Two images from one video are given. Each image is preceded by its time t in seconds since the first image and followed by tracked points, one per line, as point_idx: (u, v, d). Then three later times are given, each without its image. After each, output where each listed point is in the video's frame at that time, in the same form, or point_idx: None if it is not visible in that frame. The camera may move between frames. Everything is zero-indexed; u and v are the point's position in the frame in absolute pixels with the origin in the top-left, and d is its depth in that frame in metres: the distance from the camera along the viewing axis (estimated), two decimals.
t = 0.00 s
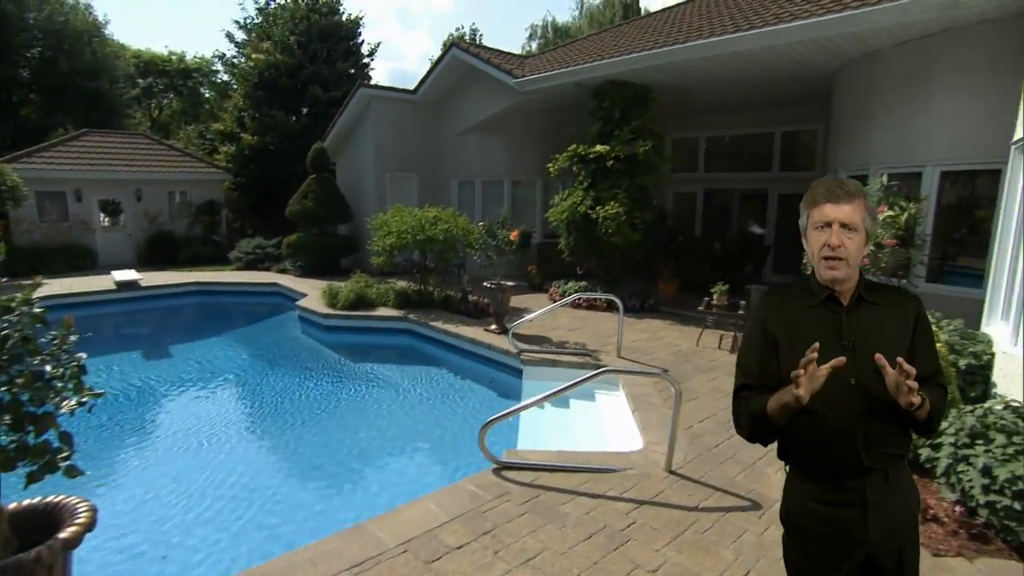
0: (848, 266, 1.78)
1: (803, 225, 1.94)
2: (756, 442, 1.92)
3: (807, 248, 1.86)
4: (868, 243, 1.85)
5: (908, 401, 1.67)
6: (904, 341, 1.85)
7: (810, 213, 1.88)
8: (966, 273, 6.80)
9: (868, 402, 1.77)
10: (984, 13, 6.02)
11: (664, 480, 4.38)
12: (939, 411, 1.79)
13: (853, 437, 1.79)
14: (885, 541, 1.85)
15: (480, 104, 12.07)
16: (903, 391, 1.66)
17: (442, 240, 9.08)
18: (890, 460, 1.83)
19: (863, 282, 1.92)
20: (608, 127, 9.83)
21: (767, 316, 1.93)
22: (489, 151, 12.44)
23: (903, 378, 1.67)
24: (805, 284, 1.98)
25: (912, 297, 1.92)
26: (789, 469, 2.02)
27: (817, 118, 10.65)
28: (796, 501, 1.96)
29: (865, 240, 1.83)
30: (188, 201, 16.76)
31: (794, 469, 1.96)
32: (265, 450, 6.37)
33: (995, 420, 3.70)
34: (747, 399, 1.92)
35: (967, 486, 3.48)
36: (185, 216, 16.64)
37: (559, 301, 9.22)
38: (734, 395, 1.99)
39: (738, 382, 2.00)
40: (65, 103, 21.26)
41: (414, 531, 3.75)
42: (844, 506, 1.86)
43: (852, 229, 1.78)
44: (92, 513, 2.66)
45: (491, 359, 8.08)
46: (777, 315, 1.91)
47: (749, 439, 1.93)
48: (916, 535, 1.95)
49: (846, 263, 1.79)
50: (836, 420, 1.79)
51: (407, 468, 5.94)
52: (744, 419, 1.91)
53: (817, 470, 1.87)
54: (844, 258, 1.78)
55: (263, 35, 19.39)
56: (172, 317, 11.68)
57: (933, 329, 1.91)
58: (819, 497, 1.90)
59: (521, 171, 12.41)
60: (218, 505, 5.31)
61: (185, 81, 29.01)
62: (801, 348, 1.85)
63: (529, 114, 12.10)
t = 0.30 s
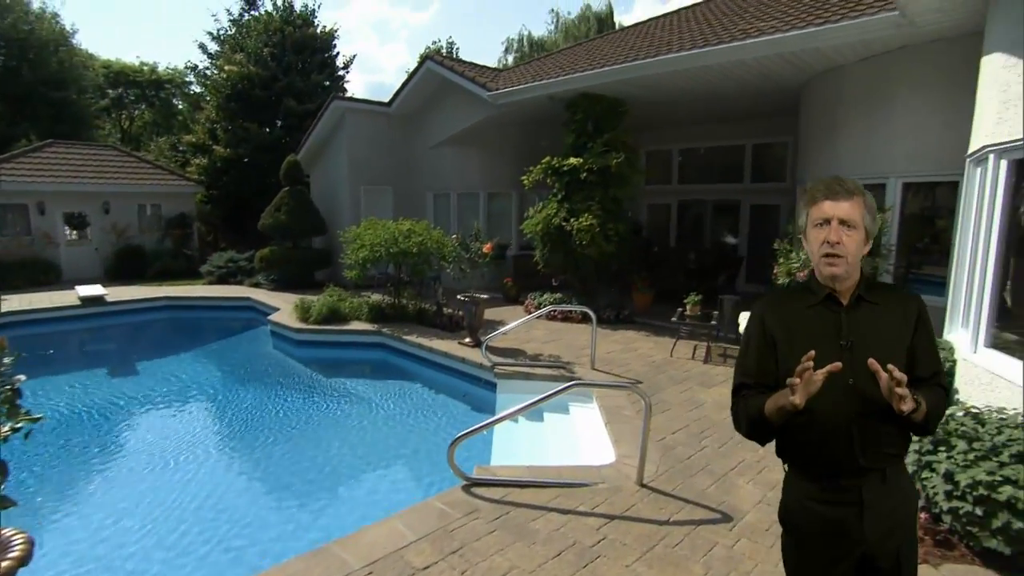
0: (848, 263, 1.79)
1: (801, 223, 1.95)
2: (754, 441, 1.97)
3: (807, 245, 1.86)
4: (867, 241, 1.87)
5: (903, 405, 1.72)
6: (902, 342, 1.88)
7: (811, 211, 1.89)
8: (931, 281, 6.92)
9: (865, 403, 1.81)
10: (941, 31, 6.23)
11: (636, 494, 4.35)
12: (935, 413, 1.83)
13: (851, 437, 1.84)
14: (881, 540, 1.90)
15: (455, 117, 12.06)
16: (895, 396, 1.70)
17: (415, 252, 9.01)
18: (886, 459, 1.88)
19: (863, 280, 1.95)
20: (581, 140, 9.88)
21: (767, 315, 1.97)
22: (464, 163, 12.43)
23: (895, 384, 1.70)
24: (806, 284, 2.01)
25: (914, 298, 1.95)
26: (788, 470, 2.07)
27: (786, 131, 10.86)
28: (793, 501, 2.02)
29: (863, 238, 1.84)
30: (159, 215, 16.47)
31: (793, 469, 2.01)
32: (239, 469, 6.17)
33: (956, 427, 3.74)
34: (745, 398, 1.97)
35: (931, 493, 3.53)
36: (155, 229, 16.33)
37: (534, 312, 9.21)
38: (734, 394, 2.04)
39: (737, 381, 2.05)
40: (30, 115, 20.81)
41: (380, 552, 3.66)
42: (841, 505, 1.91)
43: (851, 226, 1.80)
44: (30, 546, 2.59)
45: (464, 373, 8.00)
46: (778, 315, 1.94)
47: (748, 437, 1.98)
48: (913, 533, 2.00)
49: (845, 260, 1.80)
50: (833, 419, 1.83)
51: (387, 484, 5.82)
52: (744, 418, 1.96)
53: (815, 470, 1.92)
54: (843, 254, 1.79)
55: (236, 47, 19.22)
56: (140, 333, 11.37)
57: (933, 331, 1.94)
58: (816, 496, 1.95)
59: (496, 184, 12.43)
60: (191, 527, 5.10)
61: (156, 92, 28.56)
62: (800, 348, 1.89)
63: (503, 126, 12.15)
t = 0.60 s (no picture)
0: (846, 260, 1.94)
1: (802, 220, 2.10)
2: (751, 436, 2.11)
3: (807, 242, 2.02)
4: (865, 239, 2.02)
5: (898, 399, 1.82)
6: (899, 343, 2.01)
7: (810, 210, 2.05)
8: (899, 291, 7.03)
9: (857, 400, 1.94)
10: (898, 49, 6.58)
11: (608, 509, 4.29)
12: (930, 412, 1.93)
13: (845, 436, 1.96)
14: (875, 540, 2.00)
15: (431, 129, 12.04)
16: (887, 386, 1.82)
17: (390, 265, 8.94)
18: (881, 461, 1.99)
19: (863, 280, 2.09)
20: (556, 152, 9.93)
21: (765, 315, 2.14)
22: (441, 176, 12.41)
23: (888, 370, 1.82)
24: (806, 284, 2.16)
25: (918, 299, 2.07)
26: (785, 472, 2.19)
27: (757, 144, 11.05)
28: (789, 500, 2.13)
29: (862, 236, 1.99)
30: (130, 227, 16.17)
31: (790, 467, 2.13)
32: (216, 488, 6.01)
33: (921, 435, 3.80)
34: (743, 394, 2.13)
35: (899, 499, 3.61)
36: (126, 242, 16.00)
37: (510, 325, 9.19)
38: (733, 390, 2.19)
39: (736, 378, 2.19)
40: None
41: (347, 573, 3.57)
42: (835, 506, 2.03)
43: (850, 225, 1.95)
44: None
45: (439, 386, 7.93)
46: (778, 313, 2.11)
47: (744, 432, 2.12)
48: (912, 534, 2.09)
49: (844, 259, 1.96)
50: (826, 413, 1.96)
51: (371, 499, 5.74)
52: (740, 414, 2.10)
53: (811, 468, 2.05)
54: (842, 253, 1.94)
55: (211, 58, 19.06)
56: (108, 348, 11.07)
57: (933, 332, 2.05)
58: (813, 496, 2.06)
59: (472, 196, 12.42)
60: (168, 547, 4.94)
61: (129, 103, 28.06)
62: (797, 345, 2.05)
63: (480, 139, 12.19)
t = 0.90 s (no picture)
0: (841, 257, 1.98)
1: (798, 217, 2.14)
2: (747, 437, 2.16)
3: (803, 238, 2.07)
4: (861, 235, 2.05)
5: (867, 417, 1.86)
6: (896, 344, 2.03)
7: (806, 206, 2.09)
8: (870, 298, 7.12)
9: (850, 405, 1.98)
10: (864, 63, 6.75)
11: (582, 522, 4.26)
12: (923, 414, 1.96)
13: (839, 439, 2.00)
14: (870, 541, 2.03)
15: (409, 139, 12.01)
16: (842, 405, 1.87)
17: (366, 276, 8.86)
18: (876, 463, 2.02)
19: (860, 280, 2.11)
20: (533, 163, 9.94)
21: (761, 316, 2.16)
22: (419, 186, 12.37)
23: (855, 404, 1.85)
24: (805, 283, 2.18)
25: (916, 300, 2.09)
26: (780, 470, 2.22)
27: (731, 154, 11.20)
28: (785, 499, 2.16)
29: (858, 232, 2.03)
30: (102, 238, 15.86)
31: (786, 467, 2.17)
32: (191, 506, 5.84)
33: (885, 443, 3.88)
34: (739, 395, 2.17)
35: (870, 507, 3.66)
36: (96, 253, 15.68)
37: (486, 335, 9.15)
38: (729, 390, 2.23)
39: (732, 378, 2.24)
40: None
41: None
42: (830, 506, 2.06)
43: (846, 221, 1.99)
44: None
45: (415, 399, 7.83)
46: (776, 313, 2.13)
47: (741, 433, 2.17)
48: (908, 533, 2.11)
49: (839, 256, 2.00)
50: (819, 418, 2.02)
51: (352, 513, 5.64)
52: (738, 415, 2.15)
53: (807, 469, 2.08)
54: (837, 249, 1.98)
55: (186, 68, 18.90)
56: (76, 363, 10.79)
57: (929, 333, 2.07)
58: (808, 495, 2.09)
59: (451, 207, 12.40)
60: (140, 567, 4.77)
61: (102, 112, 27.60)
62: (794, 347, 2.07)
63: (459, 150, 12.20)
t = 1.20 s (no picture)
0: (837, 259, 2.00)
1: (794, 220, 2.17)
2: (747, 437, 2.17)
3: (799, 241, 2.10)
4: (857, 238, 2.08)
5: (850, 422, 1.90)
6: (893, 345, 2.03)
7: (802, 209, 2.12)
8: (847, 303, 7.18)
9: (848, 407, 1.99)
10: (838, 72, 6.86)
11: (559, 532, 4.22)
12: (919, 414, 1.97)
13: (836, 439, 2.01)
14: (869, 540, 2.02)
15: (391, 147, 11.96)
16: (830, 412, 1.90)
17: (345, 284, 8.78)
18: (873, 462, 2.02)
19: (858, 283, 2.12)
20: (515, 170, 9.96)
21: (760, 317, 2.17)
22: (401, 194, 12.32)
23: (841, 412, 1.89)
24: (803, 284, 2.20)
25: (914, 299, 2.10)
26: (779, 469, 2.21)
27: (711, 162, 11.31)
28: (787, 497, 2.14)
29: (853, 235, 2.06)
30: (76, 246, 15.57)
31: (786, 466, 2.16)
32: (168, 518, 5.70)
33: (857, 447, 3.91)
34: (738, 396, 2.18)
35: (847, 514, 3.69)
36: (70, 262, 15.38)
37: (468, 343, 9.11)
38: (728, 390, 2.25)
39: (731, 379, 2.25)
40: None
41: None
42: (829, 503, 2.04)
43: (841, 223, 2.02)
44: None
45: (395, 408, 7.75)
46: (773, 315, 2.14)
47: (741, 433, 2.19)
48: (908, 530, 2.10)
49: (836, 258, 2.02)
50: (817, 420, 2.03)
51: (335, 522, 5.58)
52: (737, 416, 2.16)
53: (806, 468, 2.08)
54: (834, 251, 2.00)
55: (164, 73, 18.68)
56: (48, 374, 10.54)
57: (926, 332, 2.07)
58: (808, 494, 2.08)
59: (433, 214, 12.36)
60: None
61: (79, 117, 27.19)
62: (792, 348, 2.08)
63: (440, 157, 12.18)
